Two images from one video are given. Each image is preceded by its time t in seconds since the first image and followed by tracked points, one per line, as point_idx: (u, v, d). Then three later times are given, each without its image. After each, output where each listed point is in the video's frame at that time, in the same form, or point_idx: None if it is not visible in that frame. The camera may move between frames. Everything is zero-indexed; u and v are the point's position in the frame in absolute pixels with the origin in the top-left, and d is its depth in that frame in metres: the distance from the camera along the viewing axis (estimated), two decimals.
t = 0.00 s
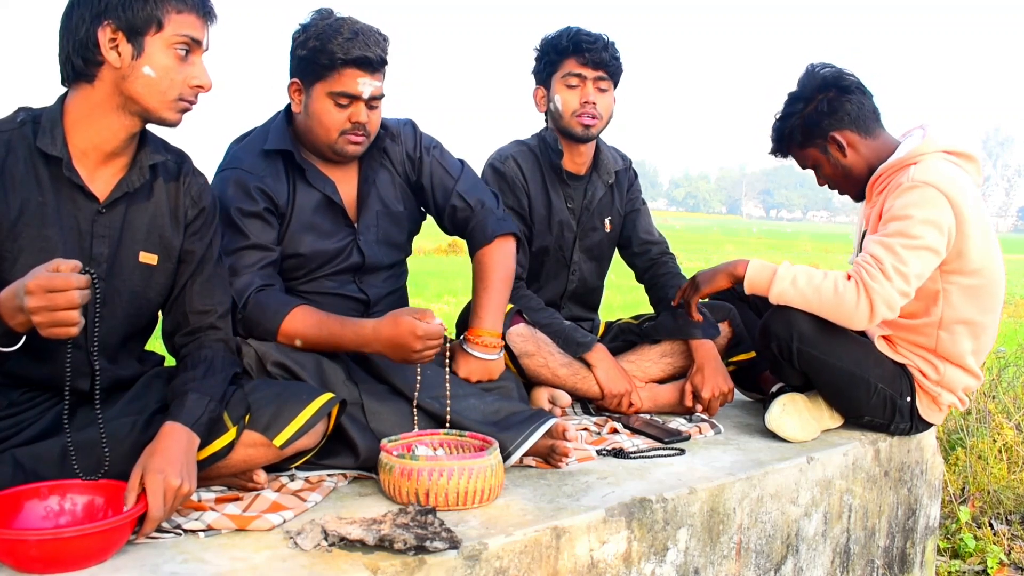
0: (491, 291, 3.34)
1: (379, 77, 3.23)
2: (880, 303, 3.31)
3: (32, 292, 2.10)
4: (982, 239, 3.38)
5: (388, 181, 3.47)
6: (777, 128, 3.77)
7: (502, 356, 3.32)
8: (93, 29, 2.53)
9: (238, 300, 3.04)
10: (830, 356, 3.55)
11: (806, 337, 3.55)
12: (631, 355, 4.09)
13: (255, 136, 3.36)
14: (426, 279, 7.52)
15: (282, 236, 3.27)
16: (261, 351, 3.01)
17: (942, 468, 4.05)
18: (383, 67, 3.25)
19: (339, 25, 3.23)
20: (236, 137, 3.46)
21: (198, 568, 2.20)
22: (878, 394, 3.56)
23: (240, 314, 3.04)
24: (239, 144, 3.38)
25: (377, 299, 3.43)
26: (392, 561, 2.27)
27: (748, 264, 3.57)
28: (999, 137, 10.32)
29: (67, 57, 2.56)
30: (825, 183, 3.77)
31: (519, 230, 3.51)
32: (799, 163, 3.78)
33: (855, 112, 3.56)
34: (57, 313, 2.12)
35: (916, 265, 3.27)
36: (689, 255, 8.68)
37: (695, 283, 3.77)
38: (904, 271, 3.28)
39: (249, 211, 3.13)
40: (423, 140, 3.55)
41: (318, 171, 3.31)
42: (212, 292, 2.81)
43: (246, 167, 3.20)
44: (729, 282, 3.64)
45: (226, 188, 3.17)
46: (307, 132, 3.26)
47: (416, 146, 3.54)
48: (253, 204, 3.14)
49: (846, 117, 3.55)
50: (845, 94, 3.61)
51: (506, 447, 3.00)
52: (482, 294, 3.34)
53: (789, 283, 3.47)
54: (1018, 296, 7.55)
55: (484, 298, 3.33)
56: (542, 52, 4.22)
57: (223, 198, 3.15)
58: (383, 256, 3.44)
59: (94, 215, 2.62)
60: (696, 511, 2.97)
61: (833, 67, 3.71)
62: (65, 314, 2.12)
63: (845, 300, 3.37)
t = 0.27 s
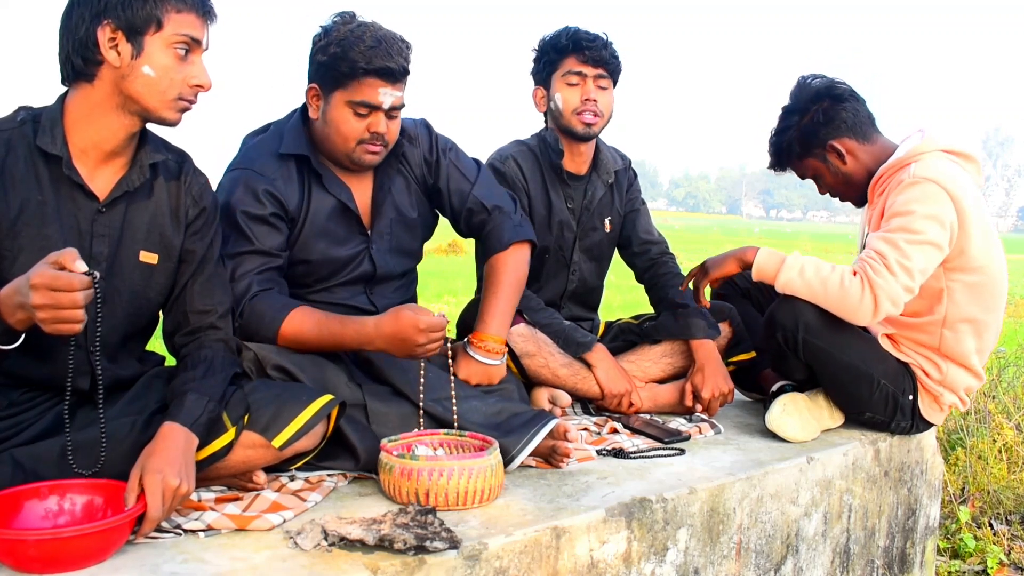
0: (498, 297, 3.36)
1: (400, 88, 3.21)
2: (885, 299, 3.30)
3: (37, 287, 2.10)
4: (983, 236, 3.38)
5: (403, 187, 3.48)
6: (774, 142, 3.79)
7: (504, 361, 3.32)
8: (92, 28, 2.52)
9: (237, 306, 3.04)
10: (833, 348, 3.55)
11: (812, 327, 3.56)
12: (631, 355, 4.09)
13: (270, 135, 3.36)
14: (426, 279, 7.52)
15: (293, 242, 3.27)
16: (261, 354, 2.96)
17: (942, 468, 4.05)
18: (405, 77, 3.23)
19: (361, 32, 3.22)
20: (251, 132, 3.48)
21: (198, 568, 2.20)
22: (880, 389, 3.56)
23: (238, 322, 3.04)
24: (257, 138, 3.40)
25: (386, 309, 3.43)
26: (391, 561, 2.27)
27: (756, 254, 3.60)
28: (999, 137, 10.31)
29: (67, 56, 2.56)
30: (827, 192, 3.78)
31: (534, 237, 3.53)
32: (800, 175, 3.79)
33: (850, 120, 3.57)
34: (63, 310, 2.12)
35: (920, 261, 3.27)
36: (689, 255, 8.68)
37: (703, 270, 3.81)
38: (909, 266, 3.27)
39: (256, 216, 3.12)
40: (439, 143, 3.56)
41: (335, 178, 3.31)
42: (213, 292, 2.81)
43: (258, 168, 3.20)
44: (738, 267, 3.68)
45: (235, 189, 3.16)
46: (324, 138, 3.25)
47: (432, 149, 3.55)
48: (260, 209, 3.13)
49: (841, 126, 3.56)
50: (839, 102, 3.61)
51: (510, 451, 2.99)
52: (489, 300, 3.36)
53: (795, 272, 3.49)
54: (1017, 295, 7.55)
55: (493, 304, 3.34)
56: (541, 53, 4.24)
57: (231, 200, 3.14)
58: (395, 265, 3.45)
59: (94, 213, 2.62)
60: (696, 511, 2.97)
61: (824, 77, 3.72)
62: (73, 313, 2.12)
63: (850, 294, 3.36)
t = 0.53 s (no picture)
0: (500, 299, 3.36)
1: (404, 90, 3.22)
2: (887, 289, 3.30)
3: (30, 291, 2.10)
4: (985, 231, 3.39)
5: (405, 188, 3.48)
6: (777, 146, 3.80)
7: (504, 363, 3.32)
8: (93, 28, 2.53)
9: (237, 306, 3.04)
10: (835, 341, 3.56)
11: (815, 319, 3.57)
12: (631, 355, 4.09)
13: (273, 135, 3.35)
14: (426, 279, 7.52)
15: (295, 243, 3.27)
16: (261, 354, 2.97)
17: (942, 468, 4.05)
18: (410, 79, 3.23)
19: (367, 34, 3.22)
20: (255, 131, 3.47)
21: (198, 568, 2.20)
22: (880, 386, 3.57)
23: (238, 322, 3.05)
24: (260, 137, 3.39)
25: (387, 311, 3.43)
26: (391, 561, 2.27)
27: (760, 246, 3.63)
28: (999, 137, 10.31)
29: (68, 56, 2.56)
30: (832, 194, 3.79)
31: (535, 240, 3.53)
32: (806, 178, 3.80)
33: (851, 120, 3.58)
34: (54, 310, 2.12)
35: (922, 251, 3.27)
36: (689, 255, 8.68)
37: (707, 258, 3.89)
38: (912, 258, 3.27)
39: (257, 217, 3.12)
40: (442, 145, 3.57)
41: (337, 179, 3.31)
42: (213, 292, 2.81)
43: (260, 169, 3.19)
44: (740, 259, 3.80)
45: (236, 189, 3.16)
46: (328, 140, 3.25)
47: (435, 151, 3.56)
48: (261, 210, 3.12)
49: (843, 126, 3.57)
50: (839, 103, 3.63)
51: (511, 452, 2.98)
52: (490, 302, 3.36)
53: (798, 263, 3.50)
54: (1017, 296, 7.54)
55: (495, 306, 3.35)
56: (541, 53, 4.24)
57: (231, 201, 3.13)
58: (397, 266, 3.46)
59: (95, 213, 2.62)
60: (696, 511, 2.97)
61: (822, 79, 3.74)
62: (63, 311, 2.12)
63: (852, 285, 3.37)
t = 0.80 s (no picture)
0: (493, 293, 3.34)
1: (387, 77, 3.23)
2: (889, 286, 3.30)
3: (31, 291, 2.10)
4: (988, 231, 3.39)
5: (391, 181, 3.46)
6: (781, 142, 3.78)
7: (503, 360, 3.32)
8: (93, 29, 2.53)
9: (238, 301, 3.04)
10: (836, 336, 3.58)
11: (817, 315, 3.59)
12: (631, 355, 4.09)
13: (260, 137, 3.36)
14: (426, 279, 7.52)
15: (286, 239, 3.26)
16: (261, 352, 2.99)
17: (942, 468, 4.05)
18: (391, 67, 3.24)
19: (346, 25, 3.23)
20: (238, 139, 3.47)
21: (198, 568, 2.20)
22: (881, 383, 3.57)
23: (240, 317, 3.05)
24: (244, 145, 3.38)
25: (382, 301, 3.43)
26: (391, 561, 2.27)
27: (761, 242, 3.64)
28: (999, 137, 10.30)
29: (69, 57, 2.56)
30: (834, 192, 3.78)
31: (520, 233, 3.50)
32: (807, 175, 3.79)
33: (858, 118, 3.58)
34: (54, 310, 2.12)
35: (925, 249, 3.27)
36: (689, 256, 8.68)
37: (710, 254, 3.87)
38: (914, 255, 3.27)
39: (252, 214, 3.13)
40: (426, 141, 3.57)
41: (323, 173, 3.31)
42: (213, 292, 2.81)
43: (251, 169, 3.20)
44: (741, 256, 3.81)
45: (229, 189, 3.17)
46: (313, 131, 3.26)
47: (420, 147, 3.55)
48: (256, 207, 3.13)
49: (851, 124, 3.57)
50: (846, 100, 3.63)
51: (510, 448, 2.99)
52: (484, 296, 3.34)
53: (800, 259, 3.51)
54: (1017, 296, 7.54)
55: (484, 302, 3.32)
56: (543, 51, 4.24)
57: (226, 200, 3.14)
58: (388, 258, 3.45)
59: (94, 214, 2.62)
60: (696, 511, 2.97)
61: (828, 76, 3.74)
62: (64, 311, 2.12)
63: (854, 281, 3.37)
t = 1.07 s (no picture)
0: (481, 285, 3.37)
1: (364, 68, 3.27)
2: (888, 293, 3.30)
3: (40, 287, 2.10)
4: (989, 234, 3.39)
5: (375, 176, 3.45)
6: (782, 146, 3.76)
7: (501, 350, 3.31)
8: (93, 29, 2.53)
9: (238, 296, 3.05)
10: (837, 342, 3.56)
11: (817, 320, 3.56)
12: (631, 355, 4.09)
13: (246, 136, 3.38)
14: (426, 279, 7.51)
15: (276, 232, 3.27)
16: (261, 350, 3.02)
17: (942, 468, 4.05)
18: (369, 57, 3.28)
19: (324, 20, 3.27)
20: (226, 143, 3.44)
21: (198, 568, 2.20)
22: (881, 386, 3.57)
23: (240, 309, 3.05)
24: (230, 146, 3.38)
25: (373, 290, 3.44)
26: (391, 561, 2.27)
27: (763, 246, 3.61)
28: (999, 137, 10.29)
29: (69, 57, 2.56)
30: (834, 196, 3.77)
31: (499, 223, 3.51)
32: (808, 179, 3.77)
33: (861, 122, 3.59)
34: (67, 309, 2.12)
35: (925, 256, 3.27)
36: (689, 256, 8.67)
37: (712, 259, 3.83)
38: (914, 261, 3.27)
39: (244, 208, 3.14)
40: (406, 140, 3.55)
41: (308, 167, 3.31)
42: (212, 292, 2.81)
43: (241, 164, 3.22)
44: (743, 260, 3.76)
45: (221, 186, 3.18)
46: (296, 126, 3.28)
47: (400, 146, 3.53)
48: (248, 201, 3.15)
49: (855, 128, 3.58)
50: (848, 104, 3.63)
51: (505, 445, 3.00)
52: (472, 289, 3.36)
53: (801, 264, 3.50)
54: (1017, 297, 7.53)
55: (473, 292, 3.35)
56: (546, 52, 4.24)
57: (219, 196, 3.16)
58: (378, 249, 3.45)
59: (94, 214, 2.62)
60: (696, 511, 2.97)
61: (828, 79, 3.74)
62: (77, 312, 2.13)
63: (855, 288, 3.37)
